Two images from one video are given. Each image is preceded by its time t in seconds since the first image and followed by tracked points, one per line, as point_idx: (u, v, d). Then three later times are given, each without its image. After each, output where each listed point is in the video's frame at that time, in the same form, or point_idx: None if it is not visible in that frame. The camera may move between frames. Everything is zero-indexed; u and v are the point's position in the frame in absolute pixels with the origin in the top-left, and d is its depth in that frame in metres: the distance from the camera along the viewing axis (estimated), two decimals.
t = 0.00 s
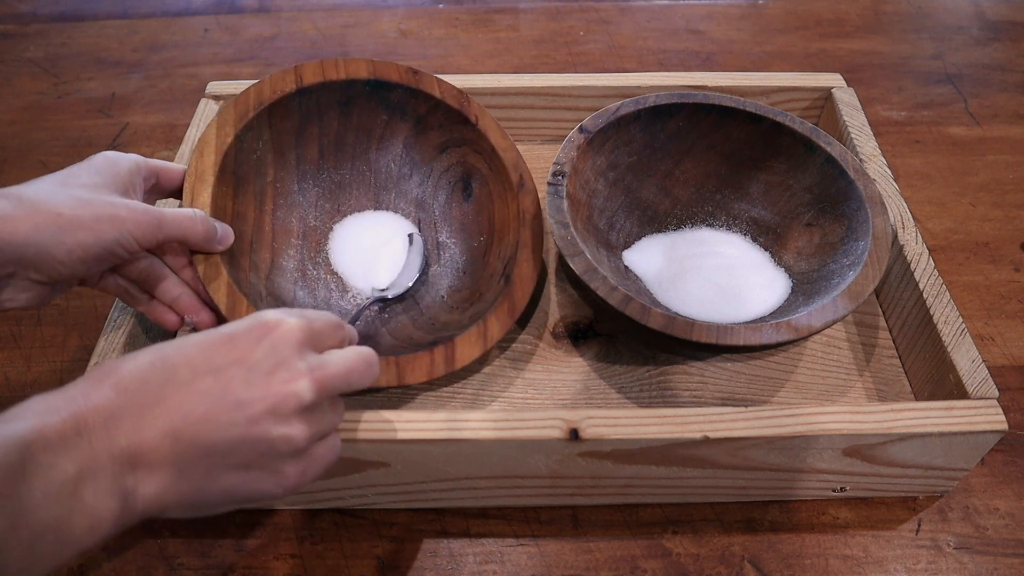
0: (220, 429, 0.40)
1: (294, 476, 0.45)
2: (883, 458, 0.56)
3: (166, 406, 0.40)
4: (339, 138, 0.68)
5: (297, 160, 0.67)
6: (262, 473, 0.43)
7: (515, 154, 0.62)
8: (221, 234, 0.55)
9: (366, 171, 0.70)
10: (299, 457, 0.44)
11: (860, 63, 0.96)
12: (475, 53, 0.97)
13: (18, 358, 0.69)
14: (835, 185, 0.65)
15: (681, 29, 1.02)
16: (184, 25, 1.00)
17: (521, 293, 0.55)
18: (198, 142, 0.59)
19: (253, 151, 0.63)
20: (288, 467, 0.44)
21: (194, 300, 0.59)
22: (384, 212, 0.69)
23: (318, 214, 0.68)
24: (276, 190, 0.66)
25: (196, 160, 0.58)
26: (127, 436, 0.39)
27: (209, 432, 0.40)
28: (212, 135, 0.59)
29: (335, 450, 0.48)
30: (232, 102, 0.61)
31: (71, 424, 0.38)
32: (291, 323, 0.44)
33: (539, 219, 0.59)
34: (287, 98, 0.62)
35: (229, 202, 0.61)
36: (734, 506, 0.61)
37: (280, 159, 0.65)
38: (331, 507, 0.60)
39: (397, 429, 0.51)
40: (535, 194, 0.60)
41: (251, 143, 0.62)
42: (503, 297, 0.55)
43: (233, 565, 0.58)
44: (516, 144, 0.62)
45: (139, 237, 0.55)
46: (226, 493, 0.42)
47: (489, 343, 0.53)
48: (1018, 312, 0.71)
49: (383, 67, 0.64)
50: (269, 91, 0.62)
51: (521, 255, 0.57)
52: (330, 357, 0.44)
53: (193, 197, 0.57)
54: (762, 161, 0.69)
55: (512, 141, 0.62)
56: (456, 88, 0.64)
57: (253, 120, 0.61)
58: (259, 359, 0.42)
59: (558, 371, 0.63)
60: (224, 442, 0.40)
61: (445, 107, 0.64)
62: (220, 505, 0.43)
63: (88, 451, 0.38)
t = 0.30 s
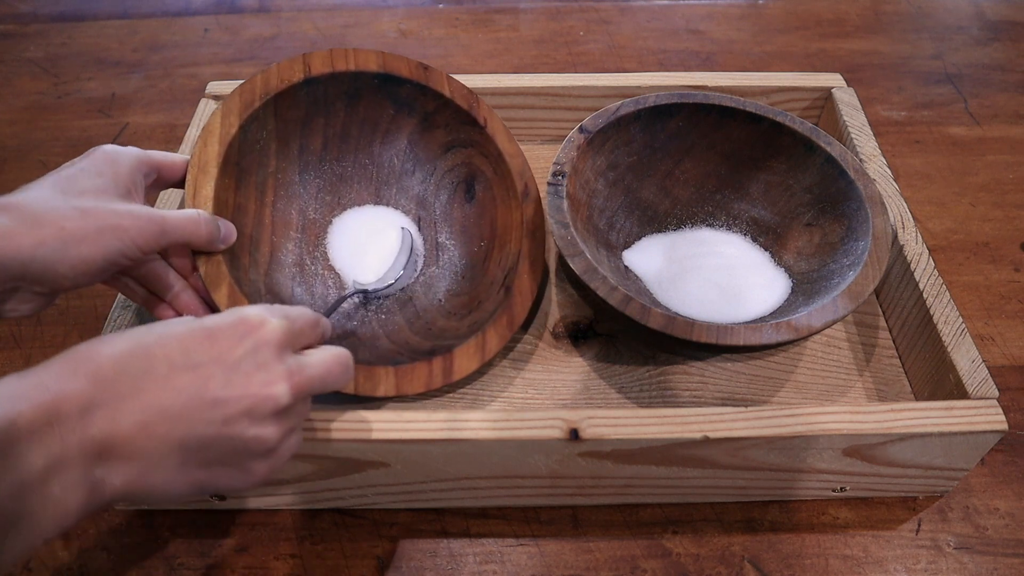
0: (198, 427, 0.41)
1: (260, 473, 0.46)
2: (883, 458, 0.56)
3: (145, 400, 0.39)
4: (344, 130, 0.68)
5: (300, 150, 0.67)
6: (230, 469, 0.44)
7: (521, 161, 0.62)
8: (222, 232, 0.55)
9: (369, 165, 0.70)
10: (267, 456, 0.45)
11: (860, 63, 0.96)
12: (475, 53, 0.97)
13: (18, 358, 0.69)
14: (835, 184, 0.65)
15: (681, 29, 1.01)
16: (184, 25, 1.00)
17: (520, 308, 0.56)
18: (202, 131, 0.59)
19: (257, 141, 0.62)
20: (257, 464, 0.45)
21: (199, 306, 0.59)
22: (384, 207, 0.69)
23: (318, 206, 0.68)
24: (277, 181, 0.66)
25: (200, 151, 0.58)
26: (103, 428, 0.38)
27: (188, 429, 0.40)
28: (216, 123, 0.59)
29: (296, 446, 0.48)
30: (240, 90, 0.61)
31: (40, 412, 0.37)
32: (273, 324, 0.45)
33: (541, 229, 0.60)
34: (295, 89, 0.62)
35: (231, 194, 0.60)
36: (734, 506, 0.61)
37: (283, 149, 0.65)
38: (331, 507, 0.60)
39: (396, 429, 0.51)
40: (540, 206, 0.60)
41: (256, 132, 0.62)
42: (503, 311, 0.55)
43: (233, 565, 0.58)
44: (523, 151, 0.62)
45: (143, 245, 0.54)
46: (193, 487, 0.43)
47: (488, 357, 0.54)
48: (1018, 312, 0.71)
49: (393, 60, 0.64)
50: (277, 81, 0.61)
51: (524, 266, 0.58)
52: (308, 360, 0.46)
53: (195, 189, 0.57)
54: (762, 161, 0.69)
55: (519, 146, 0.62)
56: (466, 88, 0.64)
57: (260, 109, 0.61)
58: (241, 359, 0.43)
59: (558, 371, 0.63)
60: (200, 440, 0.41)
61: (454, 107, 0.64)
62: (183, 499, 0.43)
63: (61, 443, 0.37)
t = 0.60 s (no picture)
0: (158, 423, 0.41)
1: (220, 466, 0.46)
2: (883, 458, 0.56)
3: (107, 392, 0.40)
4: (323, 124, 0.68)
5: (278, 143, 0.67)
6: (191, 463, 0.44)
7: (498, 158, 0.61)
8: (198, 225, 0.54)
9: (347, 159, 0.70)
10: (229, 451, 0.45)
11: (860, 63, 0.96)
12: (475, 53, 0.97)
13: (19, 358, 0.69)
14: (835, 184, 0.65)
15: (681, 29, 1.01)
16: (184, 25, 1.00)
17: (491, 304, 0.56)
18: (179, 124, 0.59)
19: (234, 134, 0.62)
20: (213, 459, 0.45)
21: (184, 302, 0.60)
22: (361, 201, 0.69)
23: (295, 199, 0.68)
24: (255, 174, 0.65)
25: (176, 144, 0.58)
26: (64, 417, 0.39)
27: (147, 424, 0.41)
28: (193, 116, 0.59)
29: (250, 435, 0.49)
30: (217, 82, 0.61)
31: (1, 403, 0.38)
32: (243, 324, 0.44)
33: (517, 225, 0.59)
34: (272, 82, 0.62)
35: (207, 187, 0.60)
36: (735, 506, 0.61)
37: (260, 142, 0.65)
38: (331, 507, 0.60)
39: (397, 429, 0.51)
40: (515, 203, 0.60)
41: (233, 126, 0.62)
42: (473, 309, 0.56)
43: (233, 565, 0.58)
44: (500, 148, 0.62)
45: (123, 242, 0.54)
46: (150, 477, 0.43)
47: (457, 355, 0.54)
48: (1018, 312, 0.71)
49: (372, 55, 0.64)
50: (255, 74, 0.61)
51: (495, 265, 0.57)
52: (274, 361, 0.45)
53: (170, 182, 0.57)
54: (762, 161, 0.69)
55: (497, 144, 0.62)
56: (445, 84, 0.64)
57: (237, 102, 0.61)
58: (207, 358, 0.43)
59: (558, 371, 0.63)
60: (159, 434, 0.41)
61: (432, 103, 0.64)
62: (143, 487, 0.44)
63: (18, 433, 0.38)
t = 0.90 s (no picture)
0: (157, 429, 0.42)
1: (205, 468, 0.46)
2: (883, 458, 0.56)
3: (109, 397, 0.40)
4: (321, 121, 0.68)
5: (275, 140, 0.67)
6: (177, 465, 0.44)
7: (497, 158, 0.61)
8: (195, 226, 0.55)
9: (345, 156, 0.70)
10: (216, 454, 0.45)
11: (860, 63, 0.96)
12: (475, 53, 0.97)
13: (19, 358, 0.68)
14: (835, 184, 0.65)
15: (681, 29, 1.01)
16: (184, 25, 1.00)
17: (488, 305, 0.56)
18: (176, 122, 0.58)
19: (232, 132, 0.62)
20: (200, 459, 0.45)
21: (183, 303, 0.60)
22: (359, 198, 0.69)
23: (293, 196, 0.68)
24: (253, 171, 0.65)
25: (174, 141, 0.58)
26: (64, 420, 0.39)
27: (146, 429, 0.41)
28: (190, 114, 0.59)
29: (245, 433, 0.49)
30: (215, 79, 0.60)
31: None
32: (247, 337, 0.45)
33: (515, 225, 0.59)
34: (270, 79, 0.62)
35: (205, 185, 0.60)
36: (735, 506, 0.61)
37: (258, 139, 0.65)
38: (331, 507, 0.60)
39: (397, 429, 0.51)
40: (513, 203, 0.59)
41: (231, 124, 0.62)
42: (470, 310, 0.56)
43: (233, 565, 0.58)
44: (499, 148, 0.62)
45: (121, 244, 0.54)
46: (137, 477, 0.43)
47: (454, 356, 0.54)
48: (1018, 312, 0.71)
49: (371, 53, 0.63)
50: (253, 71, 0.61)
51: (493, 265, 0.57)
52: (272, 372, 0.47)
53: (168, 180, 0.57)
54: (762, 160, 0.69)
55: (495, 144, 0.62)
56: (443, 82, 0.64)
57: (234, 100, 0.61)
58: (210, 369, 0.43)
59: (558, 371, 0.63)
60: (156, 439, 0.42)
61: (431, 102, 0.64)
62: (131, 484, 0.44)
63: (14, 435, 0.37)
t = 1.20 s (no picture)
0: (151, 436, 0.42)
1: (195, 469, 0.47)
2: (883, 458, 0.56)
3: (106, 405, 0.40)
4: (324, 119, 0.68)
5: (278, 137, 0.67)
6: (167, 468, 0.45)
7: (500, 160, 0.61)
8: (197, 227, 0.55)
9: (348, 154, 0.70)
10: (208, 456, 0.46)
11: (860, 63, 0.96)
12: (475, 53, 0.97)
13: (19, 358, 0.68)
14: (837, 185, 0.65)
15: (681, 29, 1.01)
16: (184, 25, 1.00)
17: (488, 309, 0.56)
18: (178, 120, 0.58)
19: (234, 130, 0.62)
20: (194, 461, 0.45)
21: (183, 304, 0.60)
22: (361, 196, 0.69)
23: (295, 194, 0.68)
24: (255, 169, 0.65)
25: (176, 139, 0.58)
26: (60, 425, 0.39)
27: (141, 436, 0.41)
28: (193, 112, 0.59)
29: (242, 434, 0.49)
30: (218, 77, 0.60)
31: None
32: (247, 351, 0.45)
33: (518, 231, 0.58)
34: (274, 76, 0.62)
35: (206, 183, 0.60)
36: (735, 505, 0.61)
37: (261, 137, 0.65)
38: (331, 507, 0.60)
39: (396, 429, 0.51)
40: (515, 206, 0.59)
41: (233, 122, 0.62)
42: (470, 314, 0.56)
43: (233, 565, 0.58)
44: (503, 150, 0.62)
45: (124, 247, 0.54)
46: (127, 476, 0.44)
47: (453, 359, 0.54)
48: (1018, 312, 0.71)
49: (376, 51, 0.63)
50: (256, 69, 0.61)
51: (493, 269, 0.57)
52: (266, 384, 0.46)
53: (170, 179, 0.57)
54: (762, 161, 0.69)
55: (499, 145, 0.62)
56: (448, 82, 0.64)
57: (237, 98, 0.61)
58: (209, 382, 0.43)
59: (558, 371, 0.63)
60: (149, 445, 0.42)
61: (434, 101, 0.65)
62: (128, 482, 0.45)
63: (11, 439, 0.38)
